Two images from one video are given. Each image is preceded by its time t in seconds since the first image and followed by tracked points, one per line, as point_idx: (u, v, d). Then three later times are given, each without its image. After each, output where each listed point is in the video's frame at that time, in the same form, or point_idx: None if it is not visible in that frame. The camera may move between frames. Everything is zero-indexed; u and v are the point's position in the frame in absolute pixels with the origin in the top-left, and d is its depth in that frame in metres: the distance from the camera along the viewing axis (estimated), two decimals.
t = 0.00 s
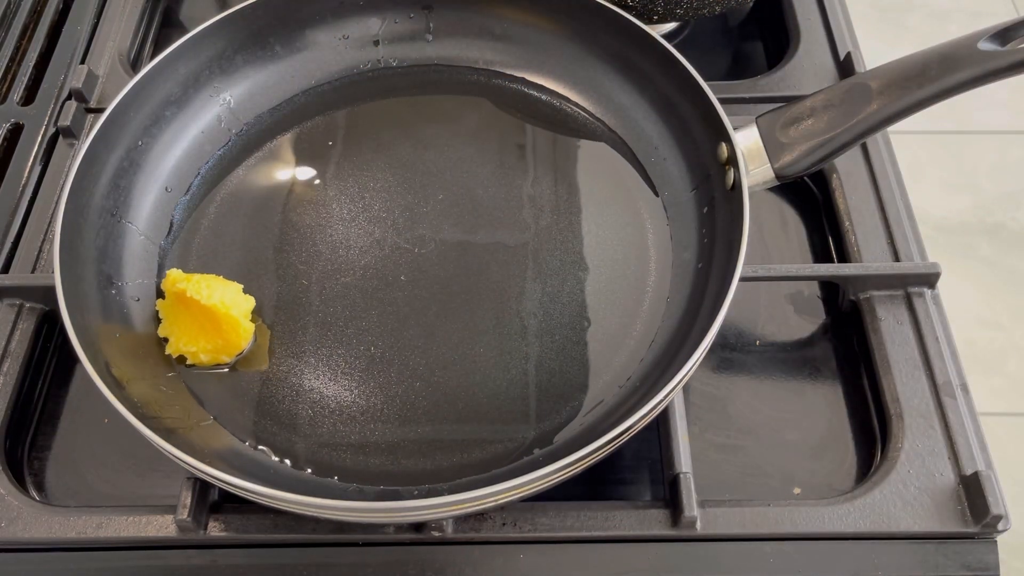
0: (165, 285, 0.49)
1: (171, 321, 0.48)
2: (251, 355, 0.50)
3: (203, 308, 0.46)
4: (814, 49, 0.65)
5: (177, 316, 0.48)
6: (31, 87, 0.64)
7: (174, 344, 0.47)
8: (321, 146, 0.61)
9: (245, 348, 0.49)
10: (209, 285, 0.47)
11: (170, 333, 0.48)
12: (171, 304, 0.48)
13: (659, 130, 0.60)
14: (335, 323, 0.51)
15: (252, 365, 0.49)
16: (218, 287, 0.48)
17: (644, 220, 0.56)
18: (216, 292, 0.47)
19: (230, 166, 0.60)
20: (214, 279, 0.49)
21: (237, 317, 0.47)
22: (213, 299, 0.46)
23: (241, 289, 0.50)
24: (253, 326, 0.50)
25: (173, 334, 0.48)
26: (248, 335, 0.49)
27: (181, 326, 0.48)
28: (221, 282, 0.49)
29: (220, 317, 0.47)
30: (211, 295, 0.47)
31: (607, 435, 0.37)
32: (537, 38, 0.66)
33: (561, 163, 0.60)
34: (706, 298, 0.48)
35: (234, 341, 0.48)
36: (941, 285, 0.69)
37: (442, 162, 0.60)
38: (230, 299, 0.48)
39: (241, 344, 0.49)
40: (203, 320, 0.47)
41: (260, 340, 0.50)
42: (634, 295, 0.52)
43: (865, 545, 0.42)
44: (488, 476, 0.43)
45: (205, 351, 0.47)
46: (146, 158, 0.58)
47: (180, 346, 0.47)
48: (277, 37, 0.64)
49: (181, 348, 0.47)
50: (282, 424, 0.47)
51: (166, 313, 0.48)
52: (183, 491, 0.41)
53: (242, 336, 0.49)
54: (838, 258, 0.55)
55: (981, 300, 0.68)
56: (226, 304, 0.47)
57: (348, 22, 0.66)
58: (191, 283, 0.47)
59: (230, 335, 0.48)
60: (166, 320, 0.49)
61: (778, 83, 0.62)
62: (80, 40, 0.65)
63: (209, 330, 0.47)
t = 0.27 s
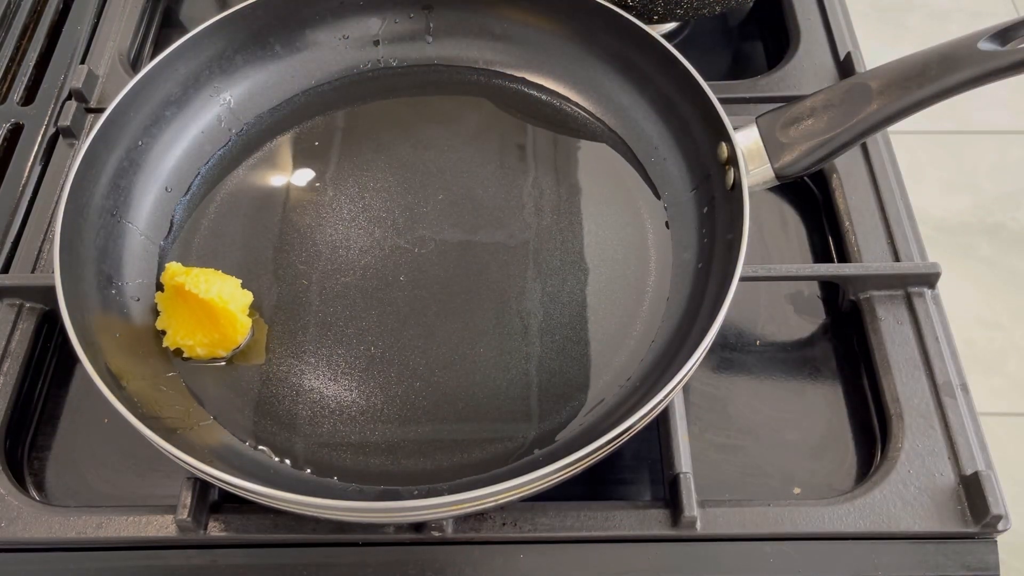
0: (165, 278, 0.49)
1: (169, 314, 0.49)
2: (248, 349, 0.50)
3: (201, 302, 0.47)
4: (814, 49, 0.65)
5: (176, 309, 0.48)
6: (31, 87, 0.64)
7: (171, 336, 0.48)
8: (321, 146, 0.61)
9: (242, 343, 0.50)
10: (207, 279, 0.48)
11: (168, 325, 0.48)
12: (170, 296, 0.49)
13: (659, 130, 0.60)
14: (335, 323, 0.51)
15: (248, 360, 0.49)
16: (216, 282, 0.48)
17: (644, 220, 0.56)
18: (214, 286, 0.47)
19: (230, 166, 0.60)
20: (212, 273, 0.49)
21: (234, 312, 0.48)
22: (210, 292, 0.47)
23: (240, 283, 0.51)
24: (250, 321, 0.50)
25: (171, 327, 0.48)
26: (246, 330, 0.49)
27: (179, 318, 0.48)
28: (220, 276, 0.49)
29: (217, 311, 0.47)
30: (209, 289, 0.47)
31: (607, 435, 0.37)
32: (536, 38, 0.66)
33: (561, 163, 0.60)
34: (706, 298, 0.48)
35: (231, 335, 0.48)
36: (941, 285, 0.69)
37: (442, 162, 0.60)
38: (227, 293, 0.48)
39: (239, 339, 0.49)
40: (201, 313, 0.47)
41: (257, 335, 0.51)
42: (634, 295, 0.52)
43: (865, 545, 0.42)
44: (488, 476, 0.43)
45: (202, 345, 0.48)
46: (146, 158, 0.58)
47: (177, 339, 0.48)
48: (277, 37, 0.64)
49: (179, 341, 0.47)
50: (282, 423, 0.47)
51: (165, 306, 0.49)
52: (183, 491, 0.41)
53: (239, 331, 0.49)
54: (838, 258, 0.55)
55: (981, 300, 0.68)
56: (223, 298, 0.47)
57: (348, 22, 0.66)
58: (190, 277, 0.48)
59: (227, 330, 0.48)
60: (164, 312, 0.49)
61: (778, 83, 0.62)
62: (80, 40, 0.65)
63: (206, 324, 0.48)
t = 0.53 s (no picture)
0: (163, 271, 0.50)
1: (167, 307, 0.49)
2: (245, 344, 0.50)
3: (199, 295, 0.47)
4: (814, 49, 0.65)
5: (174, 302, 0.49)
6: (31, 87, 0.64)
7: (168, 329, 0.48)
8: (321, 146, 0.61)
9: (239, 337, 0.50)
10: (205, 273, 0.48)
11: (165, 318, 0.49)
12: (168, 289, 0.49)
13: (659, 130, 0.60)
14: (335, 323, 0.51)
15: (244, 354, 0.50)
16: (214, 276, 0.48)
17: (644, 220, 0.56)
18: (212, 280, 0.48)
19: (230, 166, 0.60)
20: (211, 267, 0.50)
21: (231, 306, 0.48)
22: (208, 286, 0.47)
23: (239, 278, 0.51)
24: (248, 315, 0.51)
25: (168, 319, 0.48)
26: (243, 325, 0.50)
27: (176, 311, 0.48)
28: (218, 270, 0.50)
29: (215, 305, 0.47)
30: (207, 283, 0.47)
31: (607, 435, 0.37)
32: (536, 38, 0.66)
33: (560, 163, 0.60)
34: (706, 298, 0.48)
35: (228, 330, 0.49)
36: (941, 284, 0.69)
37: (442, 162, 0.60)
38: (225, 287, 0.48)
39: (236, 334, 0.49)
40: (198, 307, 0.48)
41: (254, 330, 0.51)
42: (634, 295, 0.52)
43: (865, 545, 0.42)
44: (488, 476, 0.43)
45: (198, 338, 0.48)
46: (146, 158, 0.58)
47: (174, 331, 0.48)
48: (276, 37, 0.64)
49: (175, 334, 0.48)
50: (282, 423, 0.47)
51: (162, 298, 0.49)
52: (183, 491, 0.41)
53: (236, 326, 0.49)
54: (838, 258, 0.56)
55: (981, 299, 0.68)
56: (221, 292, 0.47)
57: (348, 22, 0.66)
58: (189, 270, 0.48)
59: (224, 324, 0.48)
60: (162, 305, 0.49)
61: (778, 83, 0.62)
62: (80, 40, 0.65)
63: (203, 318, 0.48)
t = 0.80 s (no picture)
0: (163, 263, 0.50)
1: (166, 299, 0.49)
2: (242, 338, 0.50)
3: (197, 289, 0.47)
4: (814, 49, 0.65)
5: (172, 294, 0.49)
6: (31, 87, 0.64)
7: (166, 321, 0.48)
8: (321, 146, 0.62)
9: (236, 331, 0.50)
10: (204, 267, 0.48)
11: (164, 310, 0.49)
12: (167, 281, 0.49)
13: (659, 130, 0.60)
14: (335, 323, 0.51)
15: (241, 348, 0.50)
16: (213, 270, 0.49)
17: (644, 220, 0.56)
18: (211, 274, 0.48)
19: (230, 166, 0.60)
20: (210, 261, 0.50)
21: (229, 300, 0.48)
22: (207, 280, 0.47)
23: (237, 273, 0.51)
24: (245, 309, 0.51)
25: (166, 311, 0.49)
26: (240, 319, 0.50)
27: (174, 304, 0.49)
28: (217, 264, 0.50)
29: (213, 299, 0.47)
30: (206, 277, 0.47)
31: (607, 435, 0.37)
32: (536, 38, 0.66)
33: (560, 164, 0.61)
34: (706, 298, 0.48)
35: (225, 324, 0.49)
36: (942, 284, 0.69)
37: (442, 162, 0.60)
38: (223, 282, 0.48)
39: (233, 327, 0.50)
40: (196, 300, 0.48)
41: (251, 323, 0.51)
42: (634, 295, 0.52)
43: (865, 545, 0.42)
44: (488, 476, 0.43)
45: (195, 331, 0.48)
46: (147, 158, 0.58)
47: (172, 324, 0.48)
48: (276, 37, 0.64)
49: (173, 326, 0.48)
50: (282, 423, 0.47)
51: (161, 289, 0.50)
52: (183, 491, 0.41)
53: (233, 320, 0.49)
54: (838, 258, 0.56)
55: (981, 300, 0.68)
56: (219, 286, 0.48)
57: (348, 22, 0.66)
58: (188, 263, 0.48)
59: (221, 318, 0.49)
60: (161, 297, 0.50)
61: (778, 83, 0.62)
62: (80, 40, 0.65)
63: (201, 311, 0.48)
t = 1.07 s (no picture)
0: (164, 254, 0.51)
1: (165, 290, 0.50)
2: (239, 332, 0.51)
3: (195, 281, 0.47)
4: (814, 49, 0.65)
5: (171, 286, 0.49)
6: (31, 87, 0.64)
7: (164, 312, 0.49)
8: (321, 146, 0.62)
9: (233, 325, 0.50)
10: (203, 260, 0.49)
11: (162, 301, 0.49)
12: (167, 272, 0.50)
13: (659, 130, 0.60)
14: (335, 324, 0.51)
15: (237, 342, 0.50)
16: (212, 263, 0.49)
17: (643, 220, 0.56)
18: (210, 267, 0.48)
19: (230, 166, 0.60)
20: (211, 254, 0.50)
21: (227, 294, 0.49)
22: (206, 273, 0.48)
23: (237, 267, 0.51)
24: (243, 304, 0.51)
25: (165, 302, 0.49)
26: (237, 313, 0.50)
27: (173, 295, 0.49)
28: (217, 258, 0.50)
29: (210, 292, 0.48)
30: (204, 270, 0.48)
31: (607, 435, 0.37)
32: (537, 38, 0.66)
33: (560, 164, 0.61)
34: (706, 298, 0.48)
35: (222, 318, 0.49)
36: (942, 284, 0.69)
37: (442, 162, 0.60)
38: (222, 275, 0.49)
39: (230, 322, 0.50)
40: (194, 292, 0.48)
41: (249, 317, 0.51)
42: (634, 295, 0.52)
43: (865, 545, 0.42)
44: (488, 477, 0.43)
45: (192, 323, 0.49)
46: (147, 158, 0.58)
47: (169, 315, 0.49)
48: (276, 37, 0.64)
49: (170, 317, 0.48)
50: (282, 423, 0.47)
51: (161, 280, 0.50)
52: (183, 491, 0.41)
53: (231, 314, 0.50)
54: (838, 257, 0.56)
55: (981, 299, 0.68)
56: (217, 280, 0.48)
57: (348, 22, 0.66)
58: (188, 256, 0.49)
59: (218, 312, 0.49)
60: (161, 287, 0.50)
61: (778, 83, 0.62)
62: (80, 40, 0.65)
63: (199, 304, 0.48)
